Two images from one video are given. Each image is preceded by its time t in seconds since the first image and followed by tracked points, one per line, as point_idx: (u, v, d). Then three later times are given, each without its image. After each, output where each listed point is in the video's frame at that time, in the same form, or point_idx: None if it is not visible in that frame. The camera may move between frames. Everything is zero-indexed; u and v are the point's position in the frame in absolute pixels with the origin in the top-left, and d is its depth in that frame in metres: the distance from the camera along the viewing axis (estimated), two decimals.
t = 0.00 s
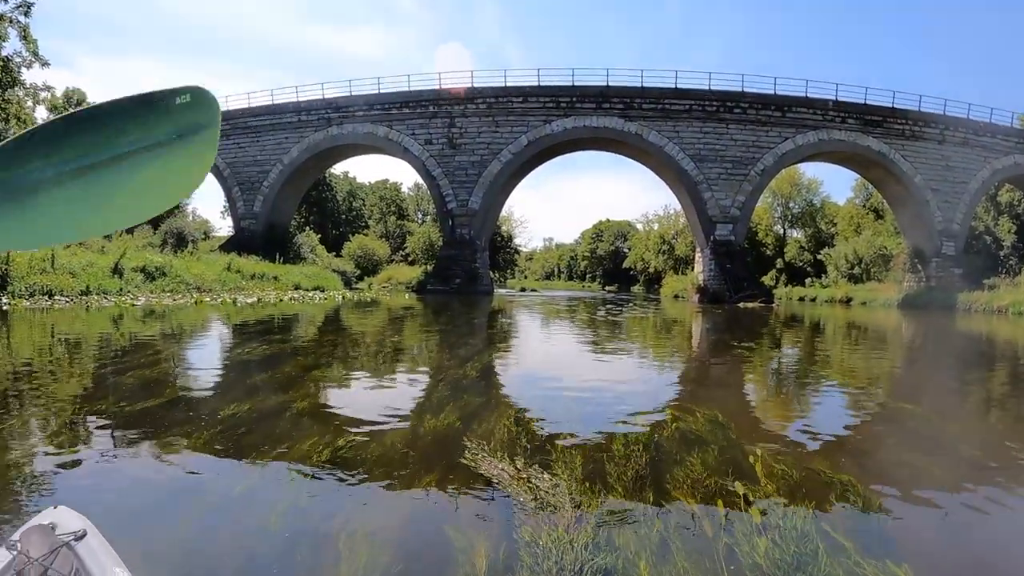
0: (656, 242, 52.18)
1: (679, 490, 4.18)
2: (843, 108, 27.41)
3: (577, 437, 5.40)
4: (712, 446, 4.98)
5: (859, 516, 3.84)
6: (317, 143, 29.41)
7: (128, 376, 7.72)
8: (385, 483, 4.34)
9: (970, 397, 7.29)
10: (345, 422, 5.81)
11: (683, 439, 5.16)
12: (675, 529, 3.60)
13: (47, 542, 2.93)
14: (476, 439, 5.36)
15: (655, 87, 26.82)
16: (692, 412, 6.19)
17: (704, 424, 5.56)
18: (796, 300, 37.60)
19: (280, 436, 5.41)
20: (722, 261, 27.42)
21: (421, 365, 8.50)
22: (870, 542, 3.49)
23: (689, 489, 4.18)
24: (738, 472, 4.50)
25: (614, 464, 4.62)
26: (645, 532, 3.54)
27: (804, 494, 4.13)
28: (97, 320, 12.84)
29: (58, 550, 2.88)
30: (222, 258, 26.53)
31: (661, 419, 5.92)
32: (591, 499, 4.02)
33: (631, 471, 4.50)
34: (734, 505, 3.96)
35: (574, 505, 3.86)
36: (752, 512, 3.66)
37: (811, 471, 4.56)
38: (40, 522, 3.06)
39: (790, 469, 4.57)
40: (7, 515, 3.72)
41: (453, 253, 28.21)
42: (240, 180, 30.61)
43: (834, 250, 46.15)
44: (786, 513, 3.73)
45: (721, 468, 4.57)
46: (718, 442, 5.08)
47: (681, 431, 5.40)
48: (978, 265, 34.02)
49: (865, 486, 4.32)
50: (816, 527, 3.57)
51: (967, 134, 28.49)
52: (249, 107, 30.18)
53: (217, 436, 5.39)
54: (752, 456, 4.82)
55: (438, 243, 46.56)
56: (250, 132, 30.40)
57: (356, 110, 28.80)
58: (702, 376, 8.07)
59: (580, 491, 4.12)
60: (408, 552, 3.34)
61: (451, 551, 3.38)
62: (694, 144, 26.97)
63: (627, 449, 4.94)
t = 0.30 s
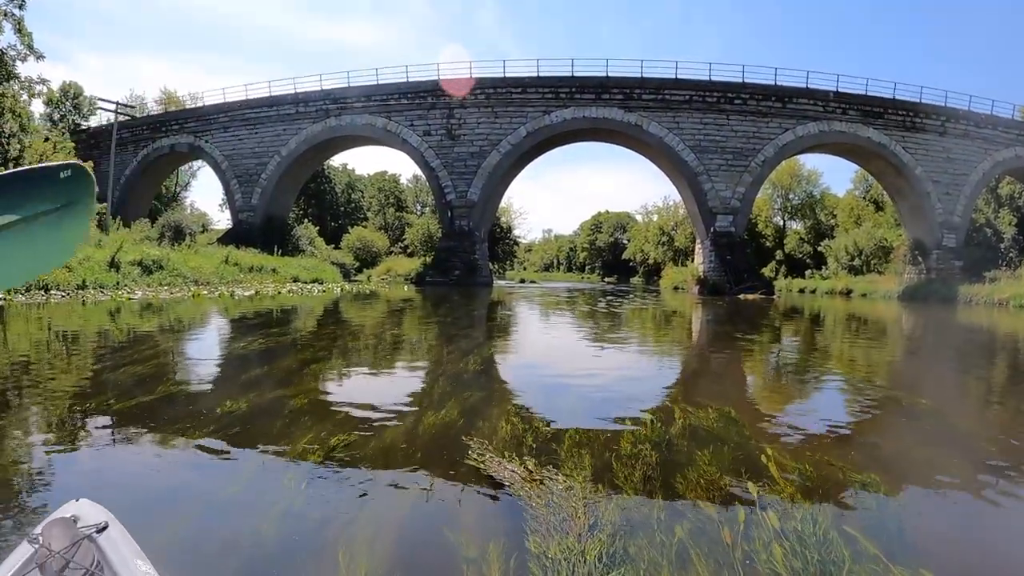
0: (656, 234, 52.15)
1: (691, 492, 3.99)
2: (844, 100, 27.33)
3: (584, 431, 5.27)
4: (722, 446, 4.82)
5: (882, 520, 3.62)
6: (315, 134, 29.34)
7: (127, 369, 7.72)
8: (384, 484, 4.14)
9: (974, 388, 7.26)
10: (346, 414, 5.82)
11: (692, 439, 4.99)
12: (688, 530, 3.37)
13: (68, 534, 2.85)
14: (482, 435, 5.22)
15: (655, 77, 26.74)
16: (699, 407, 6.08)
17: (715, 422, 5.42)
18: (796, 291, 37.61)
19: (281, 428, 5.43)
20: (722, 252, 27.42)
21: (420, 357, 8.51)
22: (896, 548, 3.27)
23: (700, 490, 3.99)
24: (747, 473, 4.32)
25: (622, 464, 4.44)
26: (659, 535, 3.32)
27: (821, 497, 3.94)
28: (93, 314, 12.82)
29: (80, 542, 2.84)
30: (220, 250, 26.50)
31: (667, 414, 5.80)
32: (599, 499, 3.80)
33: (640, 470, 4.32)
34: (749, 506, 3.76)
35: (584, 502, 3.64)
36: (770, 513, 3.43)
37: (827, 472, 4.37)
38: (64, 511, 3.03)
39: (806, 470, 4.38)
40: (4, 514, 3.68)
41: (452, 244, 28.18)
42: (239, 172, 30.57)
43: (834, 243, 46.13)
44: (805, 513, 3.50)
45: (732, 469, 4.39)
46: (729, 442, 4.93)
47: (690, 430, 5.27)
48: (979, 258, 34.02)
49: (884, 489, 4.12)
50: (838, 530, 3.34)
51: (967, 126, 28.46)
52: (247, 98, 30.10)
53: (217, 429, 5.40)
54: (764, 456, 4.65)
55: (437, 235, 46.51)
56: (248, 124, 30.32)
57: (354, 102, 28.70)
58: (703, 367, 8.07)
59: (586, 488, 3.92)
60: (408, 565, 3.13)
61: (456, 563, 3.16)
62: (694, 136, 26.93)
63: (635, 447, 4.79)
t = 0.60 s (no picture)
0: (656, 233, 52.14)
1: (701, 501, 3.86)
2: (845, 99, 27.34)
3: (590, 434, 5.19)
4: (732, 453, 4.71)
5: (900, 528, 3.52)
6: (314, 133, 29.30)
7: (126, 369, 7.73)
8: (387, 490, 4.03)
9: (975, 389, 7.24)
10: (346, 413, 5.83)
11: (701, 445, 4.89)
12: (703, 541, 3.24)
13: (95, 527, 3.02)
14: (485, 438, 5.15)
15: (656, 76, 26.73)
16: (706, 409, 5.99)
17: (726, 427, 5.33)
18: (796, 291, 37.64)
19: (280, 428, 5.43)
20: (723, 252, 27.42)
21: (420, 356, 8.53)
22: (918, 559, 3.17)
23: (710, 500, 3.86)
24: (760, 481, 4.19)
25: (628, 472, 4.32)
26: (673, 548, 3.19)
27: (835, 503, 3.85)
28: (91, 313, 12.83)
29: (106, 534, 3.02)
30: (219, 249, 26.48)
31: (674, 418, 5.71)
32: (608, 509, 3.69)
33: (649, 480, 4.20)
34: (761, 512, 3.67)
35: (595, 514, 3.53)
36: (785, 525, 3.30)
37: (842, 480, 4.26)
38: (89, 507, 3.23)
39: (819, 476, 4.28)
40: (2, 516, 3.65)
41: (452, 244, 28.16)
42: (238, 171, 30.54)
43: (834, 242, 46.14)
44: (823, 524, 3.38)
45: (743, 477, 4.27)
46: (738, 446, 4.86)
47: (699, 435, 5.17)
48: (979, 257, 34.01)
49: (901, 495, 4.01)
50: (859, 543, 3.21)
51: (968, 126, 28.46)
52: (246, 96, 30.08)
53: (217, 429, 5.40)
54: (775, 462, 4.53)
55: (437, 234, 46.49)
56: (248, 122, 30.29)
57: (354, 100, 28.66)
58: (704, 367, 8.06)
59: (594, 496, 3.81)
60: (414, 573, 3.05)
61: (465, 570, 3.09)
62: (694, 135, 26.93)
63: (642, 453, 4.69)
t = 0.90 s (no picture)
0: (657, 235, 52.10)
1: (715, 510, 3.80)
2: (847, 102, 27.36)
3: (599, 440, 5.10)
4: (741, 458, 4.67)
5: (920, 535, 3.46)
6: (315, 135, 29.31)
7: (126, 371, 7.74)
8: (392, 499, 3.90)
9: (980, 392, 7.20)
10: (347, 415, 5.85)
11: (715, 454, 4.74)
12: (724, 558, 3.10)
13: (112, 528, 3.02)
14: (492, 442, 5.07)
15: (657, 78, 26.73)
16: (719, 416, 5.87)
17: (741, 434, 5.20)
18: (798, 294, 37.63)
19: (282, 430, 5.44)
20: (725, 254, 27.42)
21: (421, 359, 8.54)
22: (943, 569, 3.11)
23: (725, 509, 3.80)
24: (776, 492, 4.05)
25: (638, 478, 4.28)
26: (691, 561, 3.13)
27: (851, 509, 3.80)
28: (91, 315, 12.84)
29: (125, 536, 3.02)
30: (220, 251, 26.49)
31: (684, 424, 5.63)
32: (620, 517, 3.65)
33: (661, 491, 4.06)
34: (778, 520, 3.61)
35: (611, 532, 3.40)
36: (807, 540, 3.20)
37: (861, 490, 4.13)
38: (108, 508, 3.25)
39: (838, 488, 4.14)
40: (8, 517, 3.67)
41: (453, 246, 28.16)
42: (238, 173, 30.57)
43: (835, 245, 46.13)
44: (848, 544, 3.24)
45: (758, 488, 4.12)
46: (749, 451, 4.82)
47: (709, 440, 5.12)
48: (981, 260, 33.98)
49: (920, 503, 3.92)
50: (885, 562, 3.08)
51: (970, 129, 28.46)
52: (247, 98, 30.09)
53: (217, 432, 5.41)
54: (786, 466, 4.49)
55: (438, 236, 46.51)
56: (248, 124, 30.30)
57: (355, 102, 28.68)
58: (705, 369, 8.07)
59: (609, 511, 3.68)
60: None
61: None
62: (696, 137, 26.93)
63: (653, 459, 4.65)
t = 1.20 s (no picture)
0: (656, 236, 52.07)
1: (729, 515, 3.72)
2: (846, 101, 27.38)
3: (607, 443, 5.00)
4: (751, 462, 4.62)
5: (941, 541, 3.40)
6: (313, 135, 29.29)
7: (123, 373, 7.73)
8: (394, 517, 3.66)
9: (982, 390, 7.20)
10: (347, 417, 5.84)
11: (728, 460, 4.65)
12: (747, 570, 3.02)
13: (121, 528, 3.02)
14: (497, 444, 5.03)
15: (657, 78, 26.75)
16: (731, 418, 5.78)
17: (749, 437, 5.15)
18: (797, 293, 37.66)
19: (282, 431, 5.44)
20: (725, 254, 27.44)
21: (421, 359, 8.54)
22: None
23: (740, 514, 3.72)
24: (797, 501, 3.88)
25: (649, 483, 4.22)
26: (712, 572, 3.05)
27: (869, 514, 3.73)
28: (87, 316, 12.81)
29: (133, 536, 3.02)
30: (217, 253, 26.46)
31: (688, 425, 5.60)
32: (631, 521, 3.58)
33: (677, 504, 3.87)
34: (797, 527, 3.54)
35: (628, 551, 3.18)
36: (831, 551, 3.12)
37: (877, 493, 4.06)
38: (116, 508, 3.25)
39: (854, 493, 4.06)
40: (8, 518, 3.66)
41: (452, 247, 28.14)
42: (236, 173, 30.55)
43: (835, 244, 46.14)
44: (875, 560, 3.09)
45: (776, 496, 3.99)
46: (759, 455, 4.77)
47: (717, 443, 5.08)
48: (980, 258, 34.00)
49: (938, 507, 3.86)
50: None
51: (970, 127, 28.48)
52: (245, 99, 30.05)
53: (216, 434, 5.40)
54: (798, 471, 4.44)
55: (437, 237, 46.49)
56: (246, 125, 30.28)
57: (353, 102, 28.68)
58: (706, 369, 8.06)
59: (625, 526, 3.45)
60: None
61: None
62: (695, 137, 26.93)
63: (665, 462, 4.59)
